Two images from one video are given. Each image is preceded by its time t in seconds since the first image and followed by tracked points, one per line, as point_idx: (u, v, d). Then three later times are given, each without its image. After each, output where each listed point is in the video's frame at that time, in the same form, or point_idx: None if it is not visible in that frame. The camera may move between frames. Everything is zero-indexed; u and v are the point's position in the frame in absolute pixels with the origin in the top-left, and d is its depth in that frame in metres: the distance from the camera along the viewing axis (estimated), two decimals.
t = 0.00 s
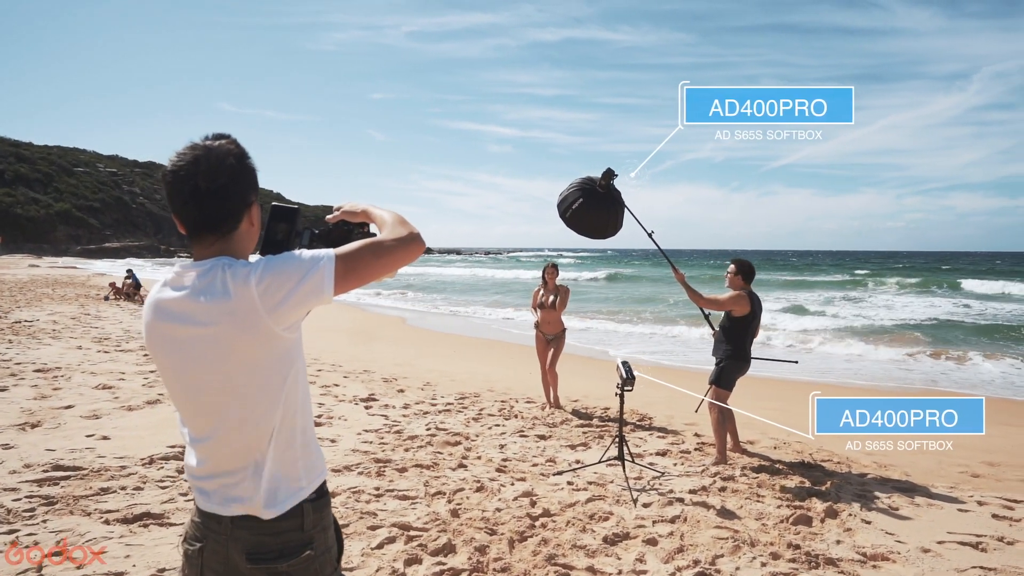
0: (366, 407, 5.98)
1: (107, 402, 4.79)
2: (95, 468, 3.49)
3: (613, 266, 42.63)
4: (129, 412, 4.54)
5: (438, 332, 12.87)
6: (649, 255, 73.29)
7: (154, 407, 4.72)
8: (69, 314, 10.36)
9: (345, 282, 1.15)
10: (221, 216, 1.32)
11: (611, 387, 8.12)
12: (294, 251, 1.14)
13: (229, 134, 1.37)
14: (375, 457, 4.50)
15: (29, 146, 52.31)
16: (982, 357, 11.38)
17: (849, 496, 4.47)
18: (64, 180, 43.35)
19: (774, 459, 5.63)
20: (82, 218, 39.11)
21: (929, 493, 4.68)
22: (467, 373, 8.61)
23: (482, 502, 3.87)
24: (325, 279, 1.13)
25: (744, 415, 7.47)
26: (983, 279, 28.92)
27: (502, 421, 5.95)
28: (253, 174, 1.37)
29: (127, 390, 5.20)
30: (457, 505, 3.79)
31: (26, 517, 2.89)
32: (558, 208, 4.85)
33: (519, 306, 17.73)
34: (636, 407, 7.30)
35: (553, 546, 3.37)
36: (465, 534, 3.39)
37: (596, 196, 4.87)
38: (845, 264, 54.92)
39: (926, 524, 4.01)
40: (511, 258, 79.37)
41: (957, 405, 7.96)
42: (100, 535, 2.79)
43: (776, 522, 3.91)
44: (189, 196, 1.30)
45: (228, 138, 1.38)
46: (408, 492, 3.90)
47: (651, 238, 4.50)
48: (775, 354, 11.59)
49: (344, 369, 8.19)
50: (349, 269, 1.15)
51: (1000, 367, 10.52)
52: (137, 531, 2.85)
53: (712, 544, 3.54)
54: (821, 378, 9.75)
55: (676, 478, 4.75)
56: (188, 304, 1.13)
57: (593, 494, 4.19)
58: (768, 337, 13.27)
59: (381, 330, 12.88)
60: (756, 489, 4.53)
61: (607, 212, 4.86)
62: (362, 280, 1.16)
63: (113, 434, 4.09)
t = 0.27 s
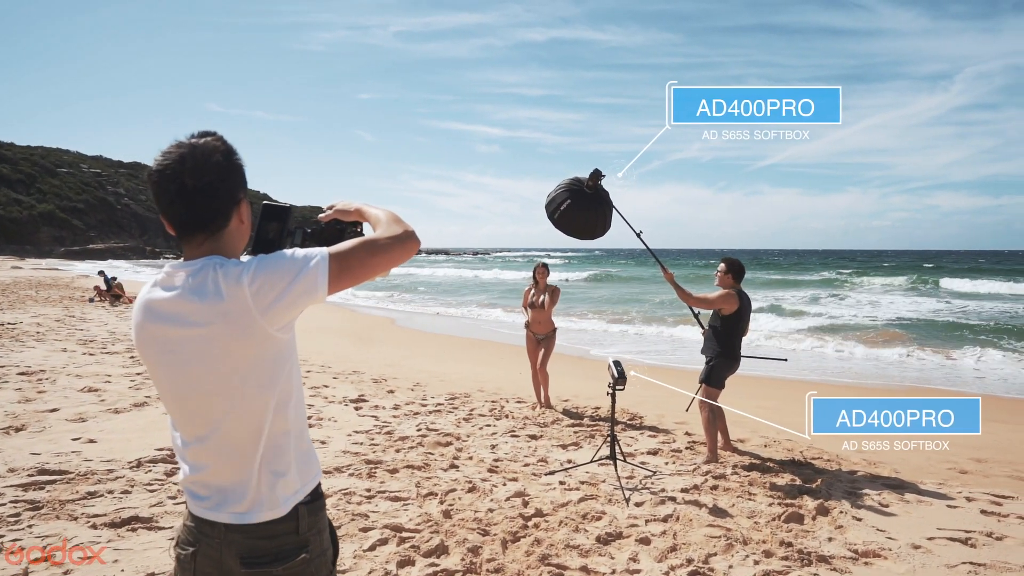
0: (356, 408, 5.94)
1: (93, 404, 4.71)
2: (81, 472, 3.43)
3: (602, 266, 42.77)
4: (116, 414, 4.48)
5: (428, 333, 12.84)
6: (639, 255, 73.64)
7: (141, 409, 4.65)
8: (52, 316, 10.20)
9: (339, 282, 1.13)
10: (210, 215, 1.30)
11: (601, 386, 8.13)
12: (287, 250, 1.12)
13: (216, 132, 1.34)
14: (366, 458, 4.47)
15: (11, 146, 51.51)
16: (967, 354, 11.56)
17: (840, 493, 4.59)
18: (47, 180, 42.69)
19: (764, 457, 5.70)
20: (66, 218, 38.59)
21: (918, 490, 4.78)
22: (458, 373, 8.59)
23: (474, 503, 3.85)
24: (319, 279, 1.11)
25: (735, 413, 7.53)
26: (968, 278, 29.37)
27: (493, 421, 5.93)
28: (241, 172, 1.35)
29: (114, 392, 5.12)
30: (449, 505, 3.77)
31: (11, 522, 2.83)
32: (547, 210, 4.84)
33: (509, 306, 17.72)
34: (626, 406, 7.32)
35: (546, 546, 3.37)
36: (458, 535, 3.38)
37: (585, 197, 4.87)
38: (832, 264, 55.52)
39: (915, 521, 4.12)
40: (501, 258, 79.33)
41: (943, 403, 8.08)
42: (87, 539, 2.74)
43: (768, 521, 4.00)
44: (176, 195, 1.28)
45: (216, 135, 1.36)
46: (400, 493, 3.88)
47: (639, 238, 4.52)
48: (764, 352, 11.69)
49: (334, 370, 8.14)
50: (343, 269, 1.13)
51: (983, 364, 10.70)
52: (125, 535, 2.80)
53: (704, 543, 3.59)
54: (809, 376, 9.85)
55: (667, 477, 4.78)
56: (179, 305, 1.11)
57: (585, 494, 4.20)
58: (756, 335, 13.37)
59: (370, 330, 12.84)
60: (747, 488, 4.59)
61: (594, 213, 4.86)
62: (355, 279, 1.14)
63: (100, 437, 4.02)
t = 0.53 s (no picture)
0: (349, 409, 5.90)
1: (82, 407, 4.65)
2: (71, 475, 3.38)
3: (596, 266, 42.83)
4: (106, 417, 4.42)
5: (421, 333, 12.80)
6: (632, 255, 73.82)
7: (131, 412, 4.59)
8: (41, 318, 10.08)
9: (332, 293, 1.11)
10: (194, 214, 1.27)
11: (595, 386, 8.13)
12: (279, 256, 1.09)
13: (198, 131, 1.32)
14: (359, 460, 4.43)
15: None
16: (958, 353, 11.64)
17: (834, 493, 4.61)
18: (35, 181, 42.27)
19: (758, 457, 5.72)
20: (55, 219, 38.25)
21: (912, 489, 4.81)
22: (452, 374, 8.56)
23: (469, 504, 3.83)
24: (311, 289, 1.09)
25: (729, 413, 7.55)
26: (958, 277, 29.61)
27: (487, 422, 5.91)
28: (224, 169, 1.32)
29: (104, 394, 5.06)
30: (443, 507, 3.75)
31: None
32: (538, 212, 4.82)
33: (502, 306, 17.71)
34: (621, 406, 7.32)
35: (541, 548, 3.36)
36: (452, 537, 3.35)
37: (576, 199, 4.85)
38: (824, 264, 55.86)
39: (909, 520, 4.14)
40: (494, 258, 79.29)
41: (936, 402, 8.13)
42: (76, 544, 2.69)
43: (763, 521, 4.03)
44: (158, 196, 1.26)
45: (199, 135, 1.34)
46: (394, 495, 3.84)
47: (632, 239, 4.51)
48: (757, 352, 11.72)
49: (326, 371, 8.09)
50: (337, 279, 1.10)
51: (974, 363, 10.79)
52: (115, 540, 2.76)
53: (700, 544, 3.59)
54: (802, 376, 9.89)
55: (662, 477, 4.78)
56: (167, 308, 1.09)
57: (580, 494, 4.19)
58: (749, 334, 13.42)
59: (363, 331, 12.79)
60: (742, 488, 4.62)
61: (586, 214, 4.85)
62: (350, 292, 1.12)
63: (90, 440, 3.97)
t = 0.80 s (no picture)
0: (349, 410, 5.89)
1: (83, 407, 4.65)
2: (70, 476, 3.37)
3: (597, 267, 42.80)
4: (107, 417, 4.42)
5: (422, 333, 12.79)
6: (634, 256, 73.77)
7: (132, 412, 4.59)
8: (43, 317, 10.09)
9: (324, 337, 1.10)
10: (189, 214, 1.27)
11: (596, 387, 8.12)
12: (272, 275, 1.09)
13: (199, 134, 1.34)
14: (359, 461, 4.43)
15: (1, 146, 51.09)
16: (961, 353, 11.61)
17: (836, 496, 4.60)
18: (38, 181, 42.36)
19: (760, 459, 5.71)
20: (58, 219, 38.35)
21: (914, 492, 4.80)
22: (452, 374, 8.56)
23: (469, 506, 3.82)
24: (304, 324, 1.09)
25: (730, 414, 7.54)
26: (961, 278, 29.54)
27: (487, 423, 5.90)
28: (221, 171, 1.32)
29: (105, 394, 5.06)
30: (443, 509, 3.73)
31: None
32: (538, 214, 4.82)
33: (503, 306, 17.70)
34: (622, 407, 7.31)
35: (541, 551, 3.35)
36: (452, 539, 3.34)
37: (576, 200, 4.84)
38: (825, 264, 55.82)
39: (912, 524, 4.13)
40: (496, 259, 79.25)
41: (939, 404, 8.11)
42: (76, 546, 2.68)
43: (765, 524, 4.02)
44: (154, 196, 1.27)
45: (201, 139, 1.36)
46: (394, 497, 3.84)
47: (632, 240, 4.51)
48: (758, 352, 11.71)
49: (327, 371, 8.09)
50: (334, 325, 1.11)
51: (977, 364, 10.75)
52: (114, 541, 2.75)
53: (701, 547, 3.58)
54: (804, 377, 9.87)
55: (663, 479, 4.77)
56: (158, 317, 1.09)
57: (580, 497, 4.18)
58: (751, 335, 13.40)
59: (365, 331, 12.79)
60: (743, 490, 4.61)
61: (587, 215, 4.84)
62: (348, 331, 1.12)
63: (90, 440, 3.96)
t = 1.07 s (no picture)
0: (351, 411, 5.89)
1: (86, 407, 4.67)
2: (71, 477, 3.38)
3: (602, 267, 42.72)
4: (109, 417, 4.43)
5: (426, 334, 12.78)
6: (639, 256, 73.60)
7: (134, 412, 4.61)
8: (49, 317, 10.14)
9: (306, 371, 1.14)
10: (188, 214, 1.27)
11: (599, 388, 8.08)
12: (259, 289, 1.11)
13: (205, 135, 1.34)
14: (360, 463, 4.42)
15: (10, 147, 51.53)
16: (969, 355, 11.51)
17: (840, 499, 4.57)
18: (46, 181, 42.69)
19: (763, 461, 5.68)
20: (65, 219, 38.64)
21: (920, 495, 4.76)
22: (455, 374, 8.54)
23: (469, 509, 3.80)
24: (289, 349, 1.12)
25: (734, 415, 7.51)
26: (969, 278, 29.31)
27: (489, 424, 5.89)
28: (224, 172, 1.32)
29: (108, 394, 5.08)
30: (443, 511, 3.72)
31: None
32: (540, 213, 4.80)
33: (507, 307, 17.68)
34: (625, 409, 7.29)
35: (541, 554, 3.33)
36: (451, 542, 3.33)
37: (579, 199, 4.82)
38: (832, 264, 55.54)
39: (917, 528, 4.09)
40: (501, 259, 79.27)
41: (945, 406, 8.05)
42: (74, 548, 2.68)
43: (767, 528, 3.99)
44: (154, 193, 1.26)
45: (207, 140, 1.36)
46: (394, 499, 3.83)
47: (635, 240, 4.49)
48: (763, 353, 11.63)
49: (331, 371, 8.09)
50: (316, 366, 1.16)
51: (985, 365, 10.65)
52: (112, 543, 2.75)
53: (703, 551, 3.56)
54: (810, 378, 9.80)
55: (665, 481, 4.74)
56: (144, 324, 1.11)
57: (582, 499, 4.16)
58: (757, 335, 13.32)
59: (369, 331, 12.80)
60: (746, 493, 4.58)
61: (589, 215, 4.82)
62: (324, 374, 1.17)
63: (91, 441, 3.97)
